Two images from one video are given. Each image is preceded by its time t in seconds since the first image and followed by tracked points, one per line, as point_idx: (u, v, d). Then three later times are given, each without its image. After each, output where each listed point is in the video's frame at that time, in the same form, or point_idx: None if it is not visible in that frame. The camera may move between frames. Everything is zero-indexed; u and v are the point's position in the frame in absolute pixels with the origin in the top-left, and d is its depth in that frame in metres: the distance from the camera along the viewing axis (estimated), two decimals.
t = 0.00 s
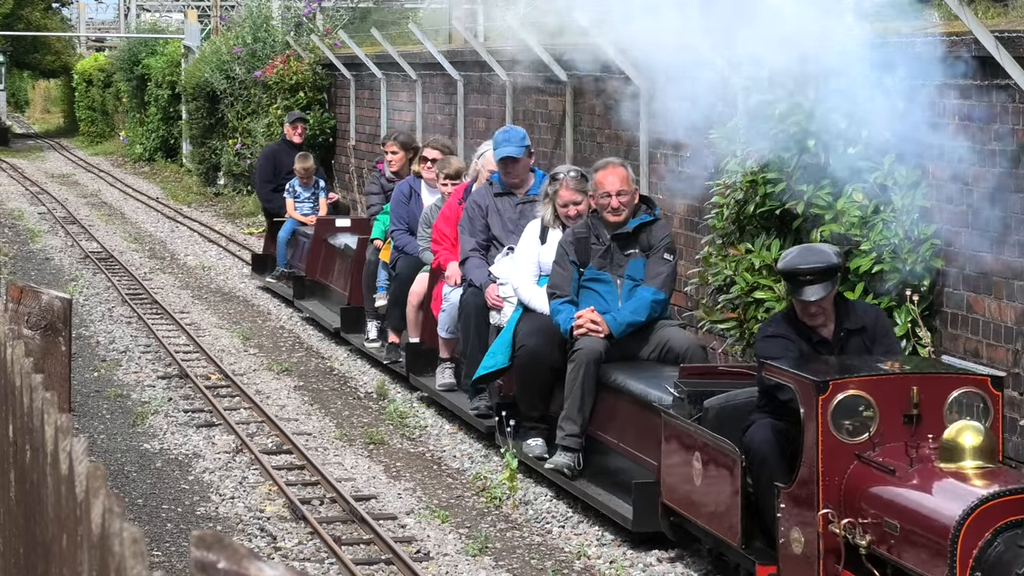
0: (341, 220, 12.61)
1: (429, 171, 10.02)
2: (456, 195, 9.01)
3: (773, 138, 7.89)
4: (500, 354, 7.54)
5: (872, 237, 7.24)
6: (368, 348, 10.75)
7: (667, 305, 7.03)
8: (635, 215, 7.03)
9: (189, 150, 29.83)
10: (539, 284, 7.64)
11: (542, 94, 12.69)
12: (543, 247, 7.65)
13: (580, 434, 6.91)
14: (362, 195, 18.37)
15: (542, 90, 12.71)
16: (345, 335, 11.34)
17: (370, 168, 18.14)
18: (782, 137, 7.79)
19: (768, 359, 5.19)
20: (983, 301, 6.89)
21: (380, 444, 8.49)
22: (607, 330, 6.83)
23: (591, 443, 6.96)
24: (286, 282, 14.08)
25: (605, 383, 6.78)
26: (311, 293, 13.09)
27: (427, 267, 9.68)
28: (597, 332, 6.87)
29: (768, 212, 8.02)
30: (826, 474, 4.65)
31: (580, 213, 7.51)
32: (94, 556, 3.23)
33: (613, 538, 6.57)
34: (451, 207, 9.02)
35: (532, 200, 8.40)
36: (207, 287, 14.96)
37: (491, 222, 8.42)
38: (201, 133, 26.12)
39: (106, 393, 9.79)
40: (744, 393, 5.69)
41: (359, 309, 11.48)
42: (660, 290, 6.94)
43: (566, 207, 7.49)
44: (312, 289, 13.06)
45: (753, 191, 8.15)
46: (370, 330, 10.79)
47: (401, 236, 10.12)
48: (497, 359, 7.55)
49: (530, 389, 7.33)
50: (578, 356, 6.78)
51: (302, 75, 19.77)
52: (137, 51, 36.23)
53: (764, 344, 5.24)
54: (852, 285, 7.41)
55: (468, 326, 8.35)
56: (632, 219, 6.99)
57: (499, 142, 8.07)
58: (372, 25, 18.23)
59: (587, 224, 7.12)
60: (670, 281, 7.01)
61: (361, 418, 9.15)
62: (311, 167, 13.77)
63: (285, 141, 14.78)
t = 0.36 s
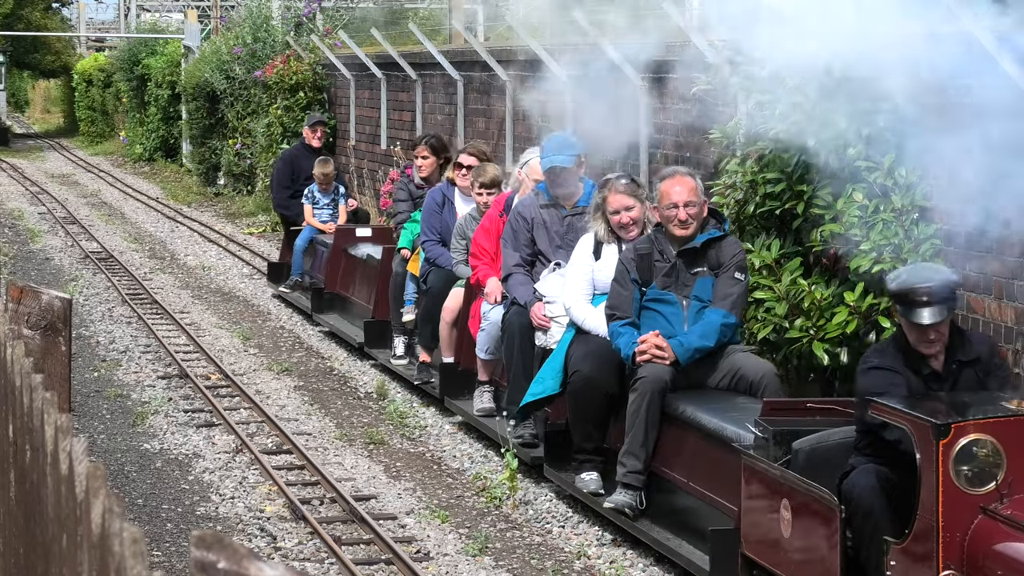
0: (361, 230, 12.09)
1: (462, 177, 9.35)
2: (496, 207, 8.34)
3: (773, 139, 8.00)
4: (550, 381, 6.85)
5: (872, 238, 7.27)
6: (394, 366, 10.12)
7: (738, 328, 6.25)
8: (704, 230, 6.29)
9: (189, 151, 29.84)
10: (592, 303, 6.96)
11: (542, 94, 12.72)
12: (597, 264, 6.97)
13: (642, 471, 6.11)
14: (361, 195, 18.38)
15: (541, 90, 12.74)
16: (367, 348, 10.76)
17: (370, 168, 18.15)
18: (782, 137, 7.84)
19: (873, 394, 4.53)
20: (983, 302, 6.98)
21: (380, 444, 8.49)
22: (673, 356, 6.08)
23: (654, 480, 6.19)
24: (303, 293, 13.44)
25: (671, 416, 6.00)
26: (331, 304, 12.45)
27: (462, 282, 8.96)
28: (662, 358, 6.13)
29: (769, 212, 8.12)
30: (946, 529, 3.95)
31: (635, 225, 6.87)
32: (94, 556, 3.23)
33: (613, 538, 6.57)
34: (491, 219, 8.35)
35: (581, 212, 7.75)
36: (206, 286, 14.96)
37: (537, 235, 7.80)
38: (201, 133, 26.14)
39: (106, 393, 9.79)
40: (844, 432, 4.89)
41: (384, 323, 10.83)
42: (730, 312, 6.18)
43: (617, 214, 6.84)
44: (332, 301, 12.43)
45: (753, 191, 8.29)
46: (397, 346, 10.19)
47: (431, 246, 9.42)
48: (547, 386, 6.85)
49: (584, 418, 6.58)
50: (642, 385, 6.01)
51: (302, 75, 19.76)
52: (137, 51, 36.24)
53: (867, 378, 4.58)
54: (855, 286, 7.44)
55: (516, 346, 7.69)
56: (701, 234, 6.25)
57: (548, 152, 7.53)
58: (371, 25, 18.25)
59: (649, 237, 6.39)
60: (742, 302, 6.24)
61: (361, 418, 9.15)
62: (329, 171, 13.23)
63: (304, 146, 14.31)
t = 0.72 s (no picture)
0: (385, 240, 11.36)
1: (504, 188, 8.46)
2: (541, 219, 7.48)
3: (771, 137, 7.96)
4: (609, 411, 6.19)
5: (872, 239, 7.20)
6: (427, 386, 9.37)
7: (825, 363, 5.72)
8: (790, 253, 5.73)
9: (189, 150, 29.85)
10: (657, 328, 6.26)
11: (543, 94, 12.73)
12: (662, 285, 6.23)
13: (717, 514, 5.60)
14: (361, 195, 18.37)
15: (542, 91, 12.77)
16: (395, 365, 10.02)
17: (370, 168, 18.16)
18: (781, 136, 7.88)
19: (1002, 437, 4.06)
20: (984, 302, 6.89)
21: (380, 443, 8.49)
22: (753, 389, 5.59)
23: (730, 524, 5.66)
24: (324, 306, 12.66)
25: (751, 453, 5.51)
26: (354, 318, 11.68)
27: (505, 299, 8.19)
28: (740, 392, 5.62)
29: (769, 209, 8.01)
30: None
31: (702, 241, 6.13)
32: (94, 556, 3.23)
33: (613, 537, 6.57)
34: (535, 232, 7.47)
35: (639, 223, 6.86)
36: (206, 287, 14.96)
37: (589, 249, 6.92)
38: (201, 133, 26.14)
39: (106, 393, 9.79)
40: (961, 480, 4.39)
41: (414, 339, 10.07)
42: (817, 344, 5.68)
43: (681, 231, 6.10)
44: (355, 315, 11.67)
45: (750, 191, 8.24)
46: (428, 364, 9.42)
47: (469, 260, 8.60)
48: (606, 417, 6.19)
49: (649, 454, 6.03)
50: (718, 420, 5.53)
51: (302, 75, 19.70)
52: (137, 51, 36.26)
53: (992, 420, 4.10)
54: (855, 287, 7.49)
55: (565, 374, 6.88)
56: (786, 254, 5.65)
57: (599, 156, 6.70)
58: (371, 25, 18.25)
59: (731, 254, 5.85)
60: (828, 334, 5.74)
61: (361, 418, 9.15)
62: (351, 178, 12.40)
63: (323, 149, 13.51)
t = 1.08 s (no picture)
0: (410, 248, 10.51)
1: (553, 200, 7.79)
2: (593, 232, 6.82)
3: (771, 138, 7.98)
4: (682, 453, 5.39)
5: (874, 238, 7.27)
6: (461, 411, 8.59)
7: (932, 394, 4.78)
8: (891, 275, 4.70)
9: (189, 150, 29.87)
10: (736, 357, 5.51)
11: (543, 95, 12.75)
12: (742, 308, 5.47)
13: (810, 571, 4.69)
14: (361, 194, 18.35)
15: (542, 91, 12.79)
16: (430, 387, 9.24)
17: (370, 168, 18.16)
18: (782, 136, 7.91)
19: None
20: (983, 302, 6.89)
21: (380, 444, 8.49)
22: (853, 430, 4.66)
23: None
24: (343, 319, 11.79)
25: (850, 499, 4.61)
26: (380, 332, 10.87)
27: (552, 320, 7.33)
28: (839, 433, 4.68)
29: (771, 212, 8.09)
30: None
31: (790, 265, 5.35)
32: (94, 556, 3.23)
33: (613, 538, 6.57)
34: (586, 246, 6.79)
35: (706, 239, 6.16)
36: (206, 287, 14.97)
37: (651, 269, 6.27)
38: (201, 133, 26.15)
39: (106, 393, 9.80)
40: None
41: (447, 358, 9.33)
42: (925, 377, 4.72)
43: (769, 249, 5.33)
44: (380, 329, 10.84)
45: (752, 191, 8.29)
46: (464, 387, 8.67)
47: (514, 277, 7.81)
48: (679, 456, 5.39)
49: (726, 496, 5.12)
50: (811, 465, 4.62)
51: (302, 75, 19.68)
52: (137, 51, 36.28)
53: None
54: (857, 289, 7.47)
55: (630, 410, 6.15)
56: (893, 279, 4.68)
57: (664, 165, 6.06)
58: (371, 25, 18.25)
59: (823, 276, 4.88)
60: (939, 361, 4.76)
61: (361, 418, 9.15)
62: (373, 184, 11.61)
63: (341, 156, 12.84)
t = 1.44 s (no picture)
0: (441, 259, 10.01)
1: (608, 212, 6.97)
2: (660, 249, 6.14)
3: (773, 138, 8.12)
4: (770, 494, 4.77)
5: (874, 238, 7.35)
6: (505, 439, 7.74)
7: None
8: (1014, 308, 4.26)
9: (188, 150, 29.87)
10: (836, 394, 4.83)
11: (544, 94, 12.76)
12: (844, 338, 4.85)
13: None
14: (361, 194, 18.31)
15: (542, 90, 12.80)
16: (466, 413, 8.44)
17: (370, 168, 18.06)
18: (783, 137, 7.97)
19: None
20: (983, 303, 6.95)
21: (380, 444, 8.49)
22: (976, 479, 4.10)
23: None
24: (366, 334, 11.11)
25: (970, 562, 4.07)
26: (406, 349, 10.17)
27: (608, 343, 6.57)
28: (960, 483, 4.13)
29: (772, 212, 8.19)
30: None
31: (903, 292, 4.77)
32: (94, 556, 3.23)
33: (613, 538, 6.57)
34: (653, 263, 6.11)
35: (794, 258, 5.51)
36: (206, 286, 14.96)
37: (731, 289, 5.57)
38: (201, 133, 26.14)
39: (106, 393, 9.80)
40: None
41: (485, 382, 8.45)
42: None
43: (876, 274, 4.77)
44: (406, 344, 10.15)
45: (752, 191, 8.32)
46: (506, 414, 7.80)
47: (565, 295, 7.03)
48: (763, 498, 4.78)
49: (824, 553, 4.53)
50: (930, 518, 4.08)
51: (302, 75, 19.66)
52: (137, 51, 36.28)
53: None
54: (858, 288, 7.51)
55: (705, 447, 5.36)
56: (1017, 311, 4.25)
57: (747, 175, 5.45)
58: (371, 25, 18.25)
59: (937, 305, 4.38)
60: None
61: (361, 418, 9.15)
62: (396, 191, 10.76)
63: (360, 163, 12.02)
